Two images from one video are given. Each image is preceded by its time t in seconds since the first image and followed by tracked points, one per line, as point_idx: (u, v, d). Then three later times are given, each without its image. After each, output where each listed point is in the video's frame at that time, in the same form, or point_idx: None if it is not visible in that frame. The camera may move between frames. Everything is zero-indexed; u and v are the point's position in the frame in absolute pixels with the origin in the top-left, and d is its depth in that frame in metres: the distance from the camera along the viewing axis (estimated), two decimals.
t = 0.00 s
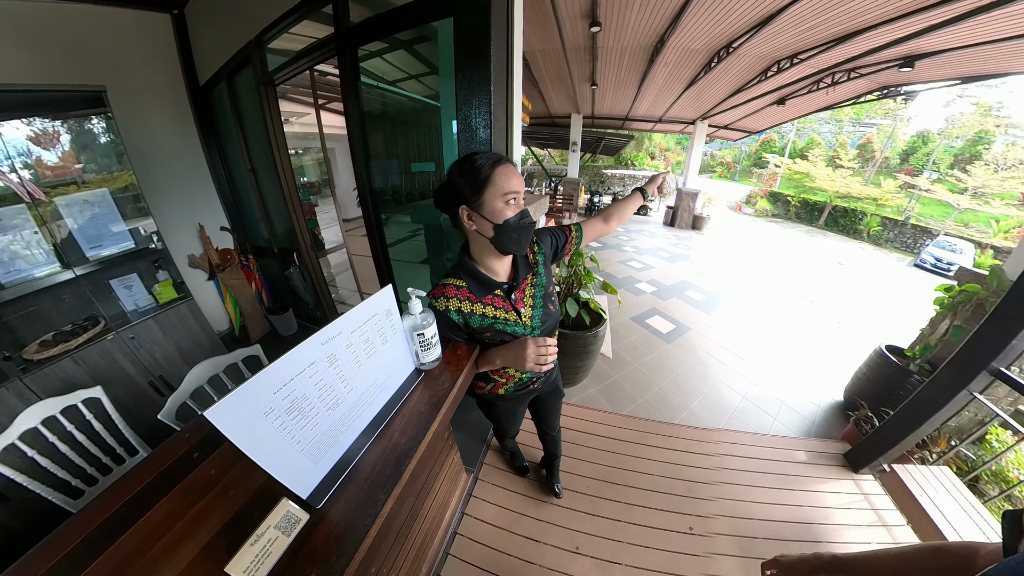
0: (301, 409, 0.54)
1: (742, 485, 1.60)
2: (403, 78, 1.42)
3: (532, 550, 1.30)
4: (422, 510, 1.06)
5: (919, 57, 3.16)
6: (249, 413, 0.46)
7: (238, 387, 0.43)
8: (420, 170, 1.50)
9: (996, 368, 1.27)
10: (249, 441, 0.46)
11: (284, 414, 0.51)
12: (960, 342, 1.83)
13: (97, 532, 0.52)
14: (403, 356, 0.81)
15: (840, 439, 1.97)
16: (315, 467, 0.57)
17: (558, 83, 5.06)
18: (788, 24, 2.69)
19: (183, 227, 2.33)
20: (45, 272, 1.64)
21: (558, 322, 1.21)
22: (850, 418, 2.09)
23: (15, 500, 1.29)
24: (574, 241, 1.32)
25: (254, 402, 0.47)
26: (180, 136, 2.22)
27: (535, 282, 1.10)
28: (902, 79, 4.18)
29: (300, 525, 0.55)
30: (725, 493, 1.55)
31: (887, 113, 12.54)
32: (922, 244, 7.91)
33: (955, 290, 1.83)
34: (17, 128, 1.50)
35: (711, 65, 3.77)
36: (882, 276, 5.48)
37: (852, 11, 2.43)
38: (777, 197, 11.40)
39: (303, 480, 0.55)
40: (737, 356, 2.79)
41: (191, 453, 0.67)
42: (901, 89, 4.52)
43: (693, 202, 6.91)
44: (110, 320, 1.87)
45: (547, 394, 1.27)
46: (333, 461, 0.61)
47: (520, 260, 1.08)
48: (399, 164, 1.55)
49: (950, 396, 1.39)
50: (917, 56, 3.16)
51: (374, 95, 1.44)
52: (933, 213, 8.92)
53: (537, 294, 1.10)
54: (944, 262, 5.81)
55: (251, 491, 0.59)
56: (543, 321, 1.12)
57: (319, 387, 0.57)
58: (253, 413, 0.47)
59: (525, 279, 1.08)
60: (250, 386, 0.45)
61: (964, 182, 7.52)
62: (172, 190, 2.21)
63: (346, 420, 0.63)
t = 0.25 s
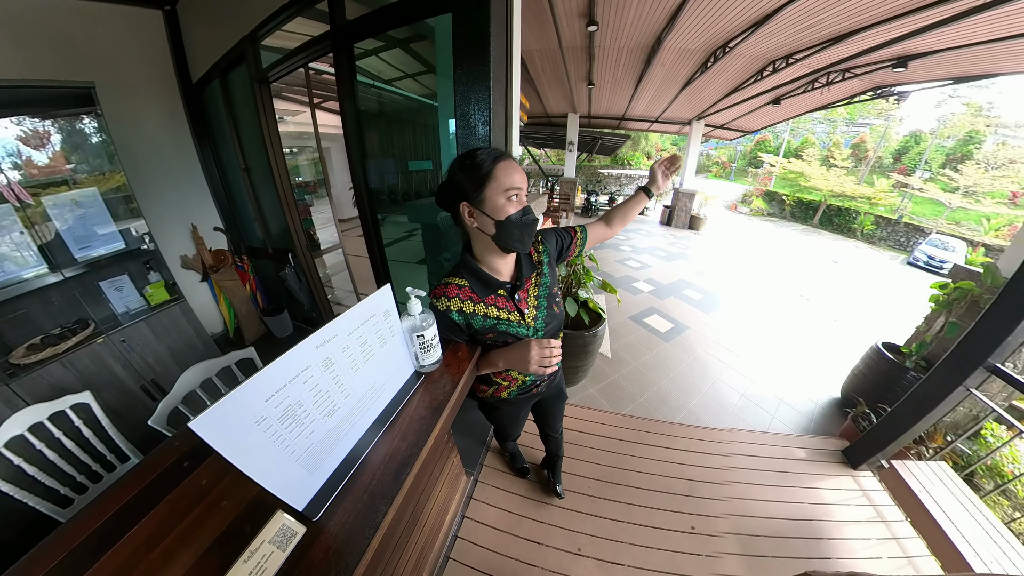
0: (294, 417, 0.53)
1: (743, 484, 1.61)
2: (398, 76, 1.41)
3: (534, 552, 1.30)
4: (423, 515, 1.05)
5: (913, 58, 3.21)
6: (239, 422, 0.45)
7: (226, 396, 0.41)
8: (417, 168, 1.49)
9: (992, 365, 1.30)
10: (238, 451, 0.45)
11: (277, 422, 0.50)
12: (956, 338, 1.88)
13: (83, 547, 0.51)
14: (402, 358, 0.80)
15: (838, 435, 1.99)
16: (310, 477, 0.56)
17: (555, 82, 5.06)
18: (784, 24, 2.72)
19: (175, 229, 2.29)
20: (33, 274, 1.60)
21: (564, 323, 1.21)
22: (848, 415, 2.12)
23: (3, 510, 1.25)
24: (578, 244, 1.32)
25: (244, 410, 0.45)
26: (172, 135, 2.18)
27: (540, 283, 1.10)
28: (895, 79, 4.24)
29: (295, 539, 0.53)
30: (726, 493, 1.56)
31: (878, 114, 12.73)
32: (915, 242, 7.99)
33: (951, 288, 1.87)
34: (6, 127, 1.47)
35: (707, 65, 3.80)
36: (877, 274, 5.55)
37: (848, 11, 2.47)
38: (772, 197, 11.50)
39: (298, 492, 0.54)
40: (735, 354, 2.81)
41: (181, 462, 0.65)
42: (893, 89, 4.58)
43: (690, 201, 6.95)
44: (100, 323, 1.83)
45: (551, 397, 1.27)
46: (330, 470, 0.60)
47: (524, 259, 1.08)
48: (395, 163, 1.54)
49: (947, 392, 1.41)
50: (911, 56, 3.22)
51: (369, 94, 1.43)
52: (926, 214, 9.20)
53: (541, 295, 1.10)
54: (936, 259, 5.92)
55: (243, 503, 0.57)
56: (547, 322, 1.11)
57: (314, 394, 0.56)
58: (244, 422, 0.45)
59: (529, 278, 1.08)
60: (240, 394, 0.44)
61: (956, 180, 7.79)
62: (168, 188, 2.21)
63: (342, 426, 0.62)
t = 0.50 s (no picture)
0: (281, 427, 0.52)
1: (742, 483, 1.62)
2: (394, 75, 1.39)
3: (532, 555, 1.29)
4: (419, 520, 1.04)
5: (908, 57, 3.25)
6: (220, 434, 0.44)
7: (205, 408, 0.40)
8: (413, 167, 1.48)
9: (988, 362, 1.31)
10: (220, 464, 0.44)
11: (262, 433, 0.49)
12: (952, 337, 1.87)
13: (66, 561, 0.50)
14: (395, 363, 0.80)
15: (835, 434, 2.01)
16: (299, 489, 0.55)
17: (552, 82, 5.07)
18: (780, 24, 2.73)
19: (166, 228, 2.25)
20: (21, 277, 1.57)
21: (563, 326, 1.20)
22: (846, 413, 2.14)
23: None
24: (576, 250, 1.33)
25: (225, 422, 0.44)
26: (163, 134, 2.14)
27: (538, 286, 1.10)
28: (889, 80, 4.28)
29: (284, 554, 0.51)
30: (725, 493, 1.57)
31: (873, 114, 12.87)
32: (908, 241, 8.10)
33: (947, 286, 1.90)
34: None
35: (704, 65, 3.82)
36: (872, 273, 5.62)
37: (843, 11, 2.49)
38: (767, 196, 11.61)
39: (286, 505, 0.53)
40: (733, 353, 2.83)
41: (167, 471, 0.63)
42: (888, 89, 4.63)
43: (687, 201, 6.99)
44: (89, 326, 1.80)
45: (552, 401, 1.28)
46: (319, 481, 0.59)
47: (523, 261, 1.08)
48: (392, 162, 1.54)
49: (944, 389, 1.43)
50: (906, 55, 3.25)
51: (365, 93, 1.42)
52: (919, 212, 9.65)
53: (540, 297, 1.10)
54: (930, 258, 6.01)
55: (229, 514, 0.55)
56: (546, 324, 1.10)
57: (301, 402, 0.55)
58: (225, 435, 0.45)
59: (527, 280, 1.07)
60: (220, 405, 0.43)
61: (948, 180, 7.88)
62: (160, 188, 2.17)
63: (332, 435, 0.61)
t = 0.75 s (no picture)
0: (269, 430, 0.51)
1: (738, 481, 1.63)
2: (389, 75, 1.39)
3: (529, 555, 1.29)
4: (414, 522, 1.04)
5: (899, 58, 3.28)
6: (207, 438, 0.43)
7: (190, 413, 0.40)
8: (407, 167, 1.48)
9: (979, 358, 1.32)
10: (205, 469, 0.43)
11: (250, 437, 0.48)
12: (943, 334, 1.92)
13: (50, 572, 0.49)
14: (387, 365, 0.79)
15: (829, 431, 2.03)
16: (288, 492, 0.55)
17: (548, 82, 5.07)
18: (773, 25, 2.75)
19: (158, 228, 2.21)
20: (10, 279, 1.54)
21: (559, 326, 1.20)
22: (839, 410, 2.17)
23: None
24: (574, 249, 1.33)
25: (212, 426, 0.44)
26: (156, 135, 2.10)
27: (534, 285, 1.09)
28: (881, 80, 4.33)
29: (274, 557, 0.51)
30: (721, 491, 1.58)
31: (865, 114, 13.01)
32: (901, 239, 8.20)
33: (937, 284, 1.92)
34: None
35: (698, 65, 3.84)
36: (865, 271, 5.68)
37: (835, 12, 2.51)
38: (762, 196, 11.69)
39: (276, 508, 0.53)
40: (728, 352, 2.85)
41: (157, 475, 0.62)
42: (879, 89, 4.68)
43: (682, 201, 7.02)
44: (81, 329, 1.78)
45: (549, 401, 1.28)
46: (309, 485, 0.59)
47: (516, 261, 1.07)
48: (387, 163, 1.52)
49: (935, 385, 1.45)
50: (897, 56, 3.29)
51: (359, 92, 1.41)
52: (911, 210, 9.78)
53: (534, 297, 1.09)
54: (921, 256, 6.09)
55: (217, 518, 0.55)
56: (540, 324, 1.10)
57: (290, 405, 0.55)
58: (212, 438, 0.44)
59: (521, 280, 1.07)
60: (207, 410, 0.42)
61: (940, 179, 8.21)
62: (152, 189, 2.13)
63: (322, 439, 0.61)
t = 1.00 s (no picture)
0: (257, 434, 0.51)
1: (731, 477, 1.65)
2: (380, 75, 1.38)
3: (525, 554, 1.30)
4: (408, 525, 1.03)
5: (886, 59, 3.33)
6: (193, 443, 0.43)
7: (176, 419, 0.40)
8: (398, 168, 1.47)
9: (964, 353, 1.35)
10: (192, 473, 0.43)
11: (237, 442, 0.48)
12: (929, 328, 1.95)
13: None
14: (376, 368, 0.78)
15: (819, 425, 2.06)
16: (278, 496, 0.54)
17: (540, 82, 5.08)
18: (762, 26, 2.78)
19: (146, 233, 2.18)
20: None
21: (552, 328, 1.19)
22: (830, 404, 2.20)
23: None
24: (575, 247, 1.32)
25: (199, 431, 0.44)
26: (143, 139, 2.09)
27: (528, 284, 1.08)
28: (868, 81, 4.40)
29: (264, 562, 0.51)
30: (715, 487, 1.59)
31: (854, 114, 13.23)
32: (888, 236, 8.38)
33: (923, 280, 1.95)
34: None
35: (689, 66, 3.87)
36: (854, 268, 5.78)
37: (823, 13, 2.54)
38: (753, 194, 11.82)
39: (266, 512, 0.53)
40: (720, 349, 2.88)
41: (147, 482, 0.61)
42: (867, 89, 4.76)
43: (675, 199, 7.07)
44: (67, 335, 1.73)
45: (542, 399, 1.26)
46: (299, 488, 0.59)
47: (513, 258, 1.05)
48: (379, 163, 1.52)
49: (922, 379, 1.48)
50: (884, 57, 3.34)
51: (351, 92, 1.40)
52: (900, 208, 9.91)
53: (527, 296, 1.08)
54: (908, 252, 6.22)
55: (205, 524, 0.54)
56: (530, 324, 1.10)
57: (278, 410, 0.54)
58: (198, 444, 0.44)
59: (516, 278, 1.05)
60: (192, 415, 0.42)
61: (925, 177, 8.42)
62: (138, 193, 2.11)
63: (310, 442, 0.60)
